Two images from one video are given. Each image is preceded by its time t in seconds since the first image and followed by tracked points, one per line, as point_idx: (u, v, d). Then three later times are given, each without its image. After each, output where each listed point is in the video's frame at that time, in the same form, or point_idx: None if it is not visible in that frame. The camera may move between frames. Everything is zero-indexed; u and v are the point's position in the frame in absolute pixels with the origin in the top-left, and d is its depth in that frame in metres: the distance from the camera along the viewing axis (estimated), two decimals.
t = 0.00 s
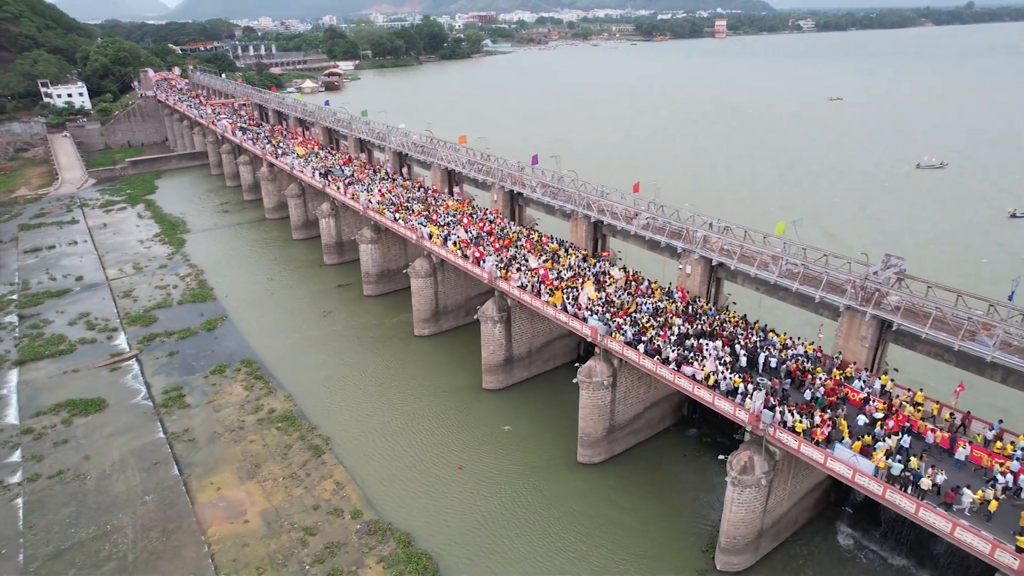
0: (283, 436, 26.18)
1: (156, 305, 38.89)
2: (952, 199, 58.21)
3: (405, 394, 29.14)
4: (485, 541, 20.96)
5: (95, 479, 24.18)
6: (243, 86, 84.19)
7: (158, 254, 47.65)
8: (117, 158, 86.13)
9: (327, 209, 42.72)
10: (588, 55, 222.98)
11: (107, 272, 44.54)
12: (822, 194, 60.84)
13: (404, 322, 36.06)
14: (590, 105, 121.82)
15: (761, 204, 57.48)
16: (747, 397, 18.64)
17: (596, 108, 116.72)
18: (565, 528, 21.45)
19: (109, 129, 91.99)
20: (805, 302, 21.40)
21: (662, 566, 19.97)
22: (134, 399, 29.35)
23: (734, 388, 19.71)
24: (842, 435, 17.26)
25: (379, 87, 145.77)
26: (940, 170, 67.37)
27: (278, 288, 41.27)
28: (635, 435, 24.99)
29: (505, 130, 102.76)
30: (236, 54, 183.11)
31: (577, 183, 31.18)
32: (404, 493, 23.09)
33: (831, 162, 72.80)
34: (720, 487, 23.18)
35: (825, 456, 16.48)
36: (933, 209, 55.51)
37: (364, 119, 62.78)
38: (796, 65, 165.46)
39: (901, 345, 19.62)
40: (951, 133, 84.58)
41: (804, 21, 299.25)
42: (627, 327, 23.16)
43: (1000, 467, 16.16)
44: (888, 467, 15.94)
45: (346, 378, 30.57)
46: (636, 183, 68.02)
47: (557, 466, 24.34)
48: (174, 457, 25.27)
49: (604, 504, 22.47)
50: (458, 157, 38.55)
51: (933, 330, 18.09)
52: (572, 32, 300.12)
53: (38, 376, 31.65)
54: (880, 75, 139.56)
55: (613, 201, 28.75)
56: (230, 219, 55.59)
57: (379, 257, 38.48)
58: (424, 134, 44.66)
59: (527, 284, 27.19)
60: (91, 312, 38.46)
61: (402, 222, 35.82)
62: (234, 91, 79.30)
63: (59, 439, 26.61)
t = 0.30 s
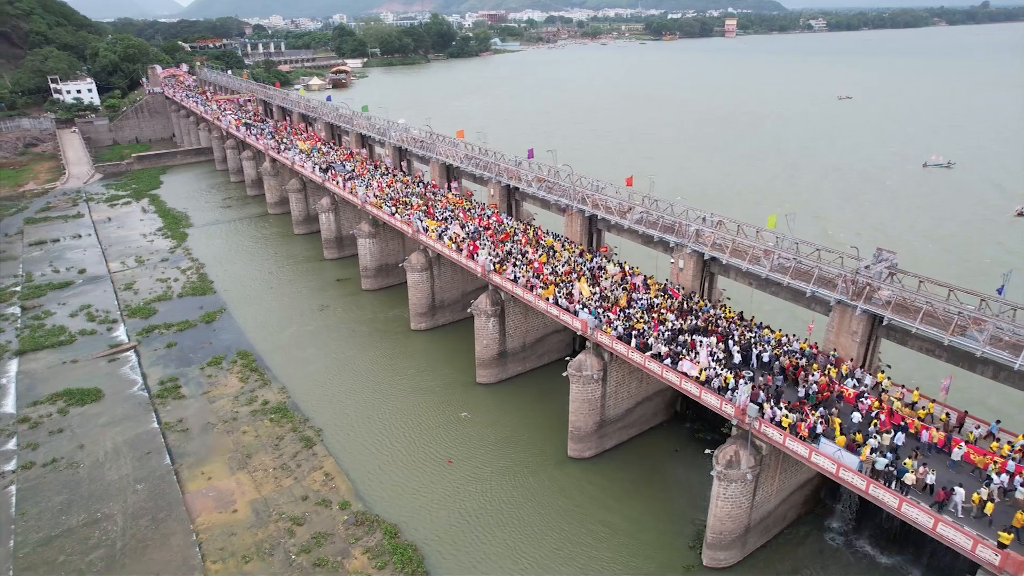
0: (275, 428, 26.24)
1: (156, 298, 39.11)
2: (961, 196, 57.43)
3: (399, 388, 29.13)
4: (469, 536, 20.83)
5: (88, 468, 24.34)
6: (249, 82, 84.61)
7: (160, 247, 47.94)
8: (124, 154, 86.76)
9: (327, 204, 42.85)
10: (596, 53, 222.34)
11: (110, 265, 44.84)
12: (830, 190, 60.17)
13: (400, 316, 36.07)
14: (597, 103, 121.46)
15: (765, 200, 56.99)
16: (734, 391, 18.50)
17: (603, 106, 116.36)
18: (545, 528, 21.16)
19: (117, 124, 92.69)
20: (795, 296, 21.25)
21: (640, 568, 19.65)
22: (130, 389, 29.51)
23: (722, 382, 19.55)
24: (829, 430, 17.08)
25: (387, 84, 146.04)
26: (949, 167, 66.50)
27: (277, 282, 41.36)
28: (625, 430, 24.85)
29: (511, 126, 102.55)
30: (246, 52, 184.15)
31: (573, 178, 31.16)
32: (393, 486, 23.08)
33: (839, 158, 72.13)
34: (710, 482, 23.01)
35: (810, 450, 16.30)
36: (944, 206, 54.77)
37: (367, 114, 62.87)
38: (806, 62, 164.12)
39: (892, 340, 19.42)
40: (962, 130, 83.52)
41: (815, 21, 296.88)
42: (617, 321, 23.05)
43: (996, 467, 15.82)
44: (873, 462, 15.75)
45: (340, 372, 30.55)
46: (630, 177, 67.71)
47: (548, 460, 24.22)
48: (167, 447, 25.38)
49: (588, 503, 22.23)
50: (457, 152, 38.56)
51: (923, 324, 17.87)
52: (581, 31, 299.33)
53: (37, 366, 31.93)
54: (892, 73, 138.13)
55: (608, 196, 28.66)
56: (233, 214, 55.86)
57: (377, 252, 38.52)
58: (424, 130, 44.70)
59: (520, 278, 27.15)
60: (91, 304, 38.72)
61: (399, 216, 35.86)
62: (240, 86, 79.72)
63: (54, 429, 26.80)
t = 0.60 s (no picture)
0: (267, 419, 26.31)
1: (156, 290, 39.35)
2: (971, 195, 56.68)
3: (391, 381, 29.13)
4: (451, 529, 20.79)
5: (80, 456, 24.51)
6: (256, 79, 85.04)
7: (163, 241, 48.24)
8: (133, 149, 87.44)
9: (327, 199, 42.96)
10: (606, 52, 221.68)
11: (112, 258, 45.19)
12: (837, 188, 59.60)
13: (397, 310, 36.08)
14: (605, 101, 121.07)
15: (770, 198, 56.52)
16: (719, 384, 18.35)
17: (611, 105, 115.97)
18: (526, 524, 21.00)
19: (127, 120, 93.44)
20: (786, 290, 21.04)
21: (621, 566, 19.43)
22: (126, 380, 29.70)
23: (710, 377, 19.39)
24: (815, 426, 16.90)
25: (395, 82, 146.31)
26: (959, 166, 65.68)
27: (276, 276, 41.49)
28: (616, 426, 24.71)
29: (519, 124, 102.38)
30: (257, 50, 185.09)
31: (569, 173, 31.07)
32: (381, 478, 23.05)
33: (848, 157, 71.49)
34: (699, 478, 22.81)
35: (793, 445, 16.16)
36: (952, 205, 54.11)
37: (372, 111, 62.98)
38: (818, 62, 162.76)
39: (882, 336, 19.16)
40: (974, 130, 82.51)
41: (828, 21, 294.32)
42: (607, 315, 22.93)
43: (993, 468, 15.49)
44: (856, 457, 15.58)
45: (332, 365, 30.53)
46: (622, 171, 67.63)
47: (537, 455, 24.10)
48: (159, 437, 25.50)
49: (572, 499, 22.06)
50: (456, 148, 38.57)
51: (912, 319, 17.63)
52: (592, 31, 298.36)
53: (36, 356, 32.21)
54: (906, 73, 136.78)
55: (603, 190, 28.53)
56: (236, 209, 56.14)
57: (375, 247, 38.56)
58: (425, 125, 44.74)
59: (513, 271, 27.06)
60: (92, 296, 39.02)
61: (397, 210, 35.88)
62: (247, 83, 80.17)
63: (49, 418, 27.02)
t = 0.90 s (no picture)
0: (258, 412, 26.36)
1: (155, 284, 39.53)
2: (976, 196, 56.28)
3: (384, 375, 29.16)
4: (437, 523, 20.67)
5: (71, 447, 24.63)
6: (261, 77, 85.39)
7: (164, 237, 48.47)
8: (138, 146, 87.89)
9: (326, 194, 43.08)
10: (613, 52, 221.33)
11: (113, 253, 45.44)
12: (839, 188, 59.28)
13: (393, 306, 36.06)
14: (611, 101, 120.83)
15: (772, 197, 56.29)
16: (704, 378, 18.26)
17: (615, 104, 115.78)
18: (513, 519, 20.82)
19: (133, 118, 93.96)
20: (775, 284, 20.91)
21: (605, 561, 19.27)
22: (120, 372, 29.87)
23: (695, 371, 19.32)
24: (800, 421, 16.80)
25: (401, 81, 146.46)
26: (965, 166, 65.28)
27: (274, 271, 41.60)
28: (606, 421, 24.60)
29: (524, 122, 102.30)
30: (265, 49, 185.73)
31: (563, 168, 31.05)
32: (368, 471, 23.01)
33: (852, 157, 71.12)
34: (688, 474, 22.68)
35: (777, 439, 16.08)
36: (955, 205, 53.76)
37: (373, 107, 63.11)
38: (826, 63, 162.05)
39: (872, 331, 18.96)
40: (983, 131, 81.84)
41: (837, 23, 291.98)
42: (597, 310, 22.85)
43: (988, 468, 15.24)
44: (839, 451, 15.51)
45: (323, 360, 30.55)
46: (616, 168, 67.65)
47: (526, 450, 24.02)
48: (151, 428, 25.57)
49: (559, 494, 21.93)
50: (453, 143, 38.58)
51: (900, 314, 17.49)
52: (599, 32, 297.64)
53: (33, 348, 32.41)
54: (915, 73, 136.20)
55: (596, 185, 28.48)
56: (238, 205, 56.37)
57: (372, 242, 38.63)
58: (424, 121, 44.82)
59: (505, 266, 27.02)
60: (91, 290, 39.23)
61: (393, 205, 35.91)
62: (251, 80, 80.56)
63: (43, 408, 27.17)
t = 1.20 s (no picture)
0: (249, 405, 26.38)
1: (152, 279, 39.64)
2: (979, 196, 55.95)
3: (376, 370, 29.08)
4: (423, 518, 20.57)
5: (62, 438, 24.71)
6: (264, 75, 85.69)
7: (163, 232, 48.62)
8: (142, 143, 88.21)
9: (323, 190, 43.12)
10: (619, 53, 220.94)
11: (112, 248, 45.62)
12: (841, 187, 59.03)
13: (388, 301, 36.08)
14: (614, 100, 120.58)
15: (773, 196, 56.05)
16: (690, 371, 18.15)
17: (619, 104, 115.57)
18: (499, 515, 20.69)
19: (137, 115, 94.33)
20: (765, 278, 20.78)
21: (589, 557, 19.13)
22: (114, 364, 29.95)
23: (682, 366, 19.21)
24: (786, 415, 16.70)
25: (405, 80, 146.55)
26: (968, 166, 64.88)
27: (272, 267, 41.68)
28: (596, 416, 24.51)
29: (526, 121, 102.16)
30: (270, 49, 186.24)
31: (557, 163, 30.98)
32: (356, 464, 22.98)
33: (855, 157, 70.78)
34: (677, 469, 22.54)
35: (760, 433, 16.00)
36: (957, 204, 53.45)
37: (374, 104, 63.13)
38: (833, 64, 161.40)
39: (862, 326, 18.80)
40: (988, 132, 81.33)
41: (844, 24, 290.22)
42: (586, 304, 22.73)
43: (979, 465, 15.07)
44: (822, 444, 15.43)
45: (315, 354, 30.52)
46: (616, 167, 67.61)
47: (515, 445, 23.94)
48: (142, 420, 25.62)
49: (545, 488, 21.83)
50: (449, 139, 38.57)
51: (888, 307, 17.34)
52: (605, 32, 297.15)
53: (29, 340, 32.56)
54: (922, 74, 135.44)
55: (590, 180, 28.40)
56: (238, 201, 56.55)
57: (369, 238, 38.63)
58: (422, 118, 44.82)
59: (496, 260, 26.92)
60: (89, 284, 39.36)
61: (388, 201, 35.91)
62: (254, 78, 80.79)
63: (35, 400, 27.27)
